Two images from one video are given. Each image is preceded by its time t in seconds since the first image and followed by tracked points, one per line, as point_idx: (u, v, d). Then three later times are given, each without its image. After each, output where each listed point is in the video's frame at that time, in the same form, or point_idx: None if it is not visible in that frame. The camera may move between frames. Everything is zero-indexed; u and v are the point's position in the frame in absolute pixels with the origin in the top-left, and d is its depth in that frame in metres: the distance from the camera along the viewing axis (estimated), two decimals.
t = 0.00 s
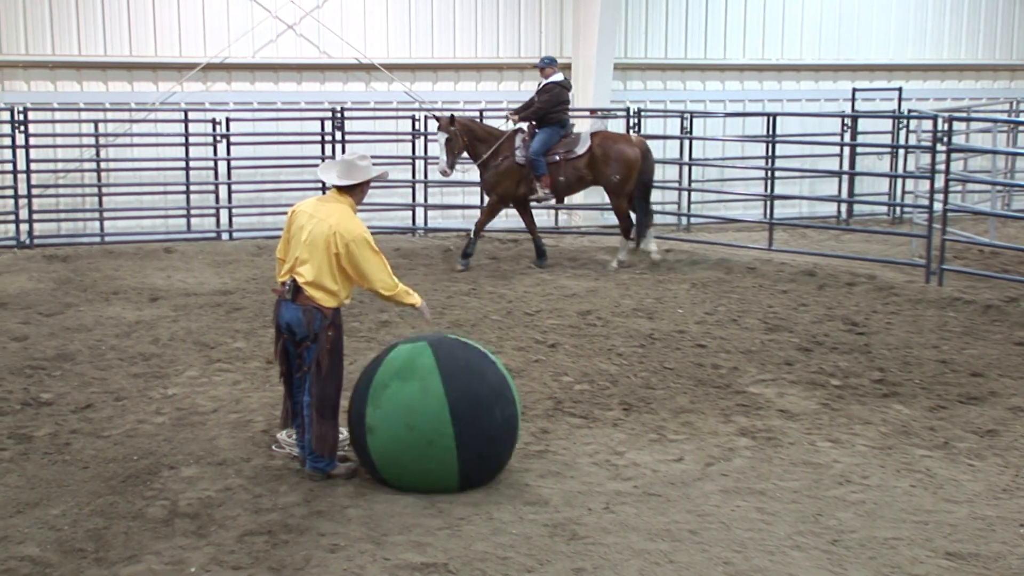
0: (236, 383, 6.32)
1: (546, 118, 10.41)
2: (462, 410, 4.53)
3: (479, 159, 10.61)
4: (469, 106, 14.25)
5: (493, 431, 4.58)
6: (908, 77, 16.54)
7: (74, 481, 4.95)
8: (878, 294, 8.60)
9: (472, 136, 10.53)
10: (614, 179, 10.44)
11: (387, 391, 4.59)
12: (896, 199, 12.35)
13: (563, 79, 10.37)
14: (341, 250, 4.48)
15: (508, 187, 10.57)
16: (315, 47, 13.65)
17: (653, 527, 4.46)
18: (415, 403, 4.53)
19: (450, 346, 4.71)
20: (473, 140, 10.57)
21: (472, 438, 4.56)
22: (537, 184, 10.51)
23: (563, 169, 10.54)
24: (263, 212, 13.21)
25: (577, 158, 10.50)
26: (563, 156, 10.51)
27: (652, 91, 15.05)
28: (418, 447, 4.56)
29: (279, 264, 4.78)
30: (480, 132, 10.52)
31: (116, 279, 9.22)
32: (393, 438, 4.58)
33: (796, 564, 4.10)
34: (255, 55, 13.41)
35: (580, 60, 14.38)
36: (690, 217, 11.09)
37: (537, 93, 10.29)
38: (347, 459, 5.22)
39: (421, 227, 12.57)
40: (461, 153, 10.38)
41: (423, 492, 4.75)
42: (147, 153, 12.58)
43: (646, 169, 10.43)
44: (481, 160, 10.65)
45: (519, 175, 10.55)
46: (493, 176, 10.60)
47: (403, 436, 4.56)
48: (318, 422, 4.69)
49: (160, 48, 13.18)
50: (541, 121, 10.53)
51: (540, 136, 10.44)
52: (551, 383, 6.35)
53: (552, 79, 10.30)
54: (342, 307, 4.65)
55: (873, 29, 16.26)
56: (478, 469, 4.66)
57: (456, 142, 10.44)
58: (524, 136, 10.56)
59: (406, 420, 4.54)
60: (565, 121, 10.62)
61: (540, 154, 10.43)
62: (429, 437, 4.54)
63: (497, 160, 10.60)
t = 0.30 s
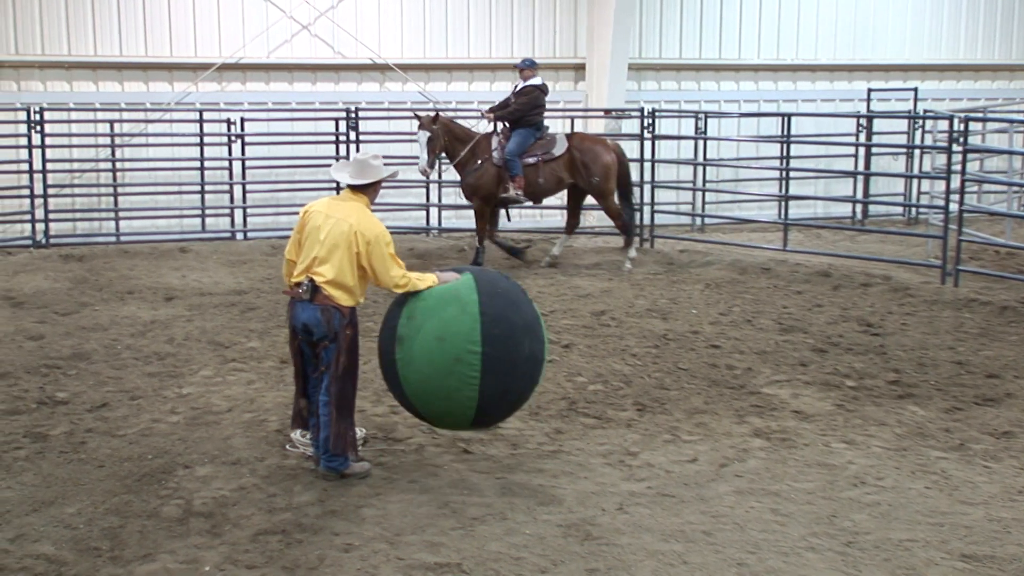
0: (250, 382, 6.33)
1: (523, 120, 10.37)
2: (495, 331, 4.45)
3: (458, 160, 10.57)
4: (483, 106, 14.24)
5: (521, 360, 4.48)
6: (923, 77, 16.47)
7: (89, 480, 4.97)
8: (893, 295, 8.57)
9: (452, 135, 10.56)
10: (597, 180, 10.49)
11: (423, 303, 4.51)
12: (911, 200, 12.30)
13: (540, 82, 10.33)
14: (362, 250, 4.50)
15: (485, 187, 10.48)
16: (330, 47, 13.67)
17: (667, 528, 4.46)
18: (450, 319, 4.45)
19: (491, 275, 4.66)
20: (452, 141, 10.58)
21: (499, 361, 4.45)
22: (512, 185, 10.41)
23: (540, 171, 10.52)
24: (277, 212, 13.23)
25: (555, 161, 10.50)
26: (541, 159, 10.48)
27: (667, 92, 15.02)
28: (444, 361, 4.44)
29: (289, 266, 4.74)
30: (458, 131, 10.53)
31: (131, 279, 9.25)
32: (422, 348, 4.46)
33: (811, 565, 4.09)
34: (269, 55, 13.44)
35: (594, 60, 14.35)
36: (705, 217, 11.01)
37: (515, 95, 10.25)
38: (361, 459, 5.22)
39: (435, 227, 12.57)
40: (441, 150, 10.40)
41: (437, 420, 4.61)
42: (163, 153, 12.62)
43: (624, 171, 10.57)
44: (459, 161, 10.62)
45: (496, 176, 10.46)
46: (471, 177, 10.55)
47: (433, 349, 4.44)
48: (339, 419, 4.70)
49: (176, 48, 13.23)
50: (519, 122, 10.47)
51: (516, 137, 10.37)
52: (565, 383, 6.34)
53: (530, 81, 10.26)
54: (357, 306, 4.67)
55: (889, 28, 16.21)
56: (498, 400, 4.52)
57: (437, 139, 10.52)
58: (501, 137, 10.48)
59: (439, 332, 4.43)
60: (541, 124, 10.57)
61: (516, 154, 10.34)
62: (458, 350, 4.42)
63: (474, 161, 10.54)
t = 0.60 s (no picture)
0: (267, 382, 6.35)
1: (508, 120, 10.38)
2: (495, 342, 4.65)
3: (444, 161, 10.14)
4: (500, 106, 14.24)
5: (523, 369, 4.63)
6: (942, 78, 16.41)
7: (108, 479, 4.99)
8: (910, 296, 8.53)
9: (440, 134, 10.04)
10: (577, 180, 10.67)
11: (425, 332, 4.77)
12: (929, 200, 12.24)
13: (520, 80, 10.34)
14: (386, 244, 4.59)
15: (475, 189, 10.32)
16: (347, 47, 13.70)
17: (683, 529, 4.45)
18: (448, 340, 4.68)
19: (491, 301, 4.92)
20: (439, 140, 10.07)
21: (501, 371, 4.63)
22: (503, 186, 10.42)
23: (524, 172, 10.61)
24: (294, 212, 13.24)
25: (539, 161, 10.63)
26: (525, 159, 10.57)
27: (684, 92, 14.99)
28: (449, 381, 4.63)
29: (304, 268, 4.74)
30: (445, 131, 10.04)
31: (149, 278, 9.28)
32: (427, 374, 4.68)
33: (828, 567, 4.07)
34: (287, 56, 13.48)
35: (611, 61, 14.34)
36: (723, 218, 10.92)
37: (499, 95, 10.21)
38: (377, 458, 5.23)
39: (451, 228, 12.57)
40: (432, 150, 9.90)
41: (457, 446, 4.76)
42: (181, 154, 12.67)
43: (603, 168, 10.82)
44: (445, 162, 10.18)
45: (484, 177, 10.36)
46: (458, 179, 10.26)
47: (436, 372, 4.66)
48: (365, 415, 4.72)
49: (194, 49, 13.28)
50: (501, 122, 10.44)
51: (504, 137, 10.35)
52: (582, 384, 6.34)
53: (512, 80, 10.23)
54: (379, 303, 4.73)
55: (907, 29, 16.16)
56: (511, 412, 4.65)
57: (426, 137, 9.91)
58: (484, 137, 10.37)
59: (439, 354, 4.67)
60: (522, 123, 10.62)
61: (507, 156, 10.31)
62: (461, 367, 4.62)
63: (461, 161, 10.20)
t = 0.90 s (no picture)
0: (285, 382, 6.37)
1: (495, 121, 10.25)
2: (496, 283, 4.64)
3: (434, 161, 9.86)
4: (518, 107, 14.20)
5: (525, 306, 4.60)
6: (961, 78, 16.34)
7: (126, 478, 5.01)
8: (929, 298, 8.50)
9: (431, 134, 9.76)
10: (555, 183, 10.80)
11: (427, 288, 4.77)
12: (949, 202, 12.18)
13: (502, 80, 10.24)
14: (407, 240, 4.64)
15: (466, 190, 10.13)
16: (365, 48, 13.73)
17: (700, 530, 4.44)
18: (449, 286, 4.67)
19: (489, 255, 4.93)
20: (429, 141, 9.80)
21: (504, 310, 4.59)
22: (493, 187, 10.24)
23: (510, 175, 10.45)
24: (312, 212, 13.26)
25: (525, 163, 10.51)
26: (512, 161, 10.43)
27: (701, 93, 14.95)
28: (454, 322, 4.59)
29: (322, 267, 4.75)
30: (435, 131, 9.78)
31: (167, 278, 9.31)
32: (430, 324, 4.64)
33: (846, 570, 4.06)
34: (305, 56, 13.52)
35: (629, 62, 14.33)
36: (740, 219, 10.87)
37: (485, 96, 10.08)
38: (393, 458, 5.24)
39: (468, 228, 12.57)
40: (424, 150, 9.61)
41: (465, 393, 4.67)
42: (199, 154, 12.71)
43: (578, 170, 11.02)
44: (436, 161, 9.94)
45: (474, 177, 10.15)
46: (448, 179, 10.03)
47: (438, 316, 4.63)
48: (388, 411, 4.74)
49: (212, 50, 13.34)
50: (486, 122, 10.30)
51: (492, 137, 10.19)
52: (599, 385, 6.33)
53: (494, 79, 10.11)
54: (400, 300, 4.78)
55: (926, 29, 16.10)
56: (516, 349, 4.59)
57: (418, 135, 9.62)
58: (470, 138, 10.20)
59: (440, 298, 4.65)
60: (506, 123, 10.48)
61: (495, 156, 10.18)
62: (461, 306, 4.59)
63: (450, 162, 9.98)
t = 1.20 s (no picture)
0: (309, 381, 6.39)
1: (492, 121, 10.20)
2: (510, 295, 4.87)
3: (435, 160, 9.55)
4: (542, 107, 14.14)
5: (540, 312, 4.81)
6: (990, 79, 16.24)
7: (152, 476, 5.04)
8: (957, 300, 8.44)
9: (433, 132, 9.47)
10: (551, 181, 10.87)
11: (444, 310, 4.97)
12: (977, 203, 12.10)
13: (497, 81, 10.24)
14: (429, 236, 4.67)
15: (461, 189, 10.00)
16: (390, 48, 13.77)
17: (725, 532, 4.43)
18: (467, 306, 4.87)
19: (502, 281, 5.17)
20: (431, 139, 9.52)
21: (520, 315, 4.79)
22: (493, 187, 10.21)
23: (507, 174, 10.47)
24: (337, 212, 13.30)
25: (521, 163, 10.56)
26: (508, 161, 10.44)
27: (727, 93, 14.89)
28: (474, 331, 4.78)
29: (345, 268, 4.77)
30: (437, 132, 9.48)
31: (193, 277, 9.36)
32: (452, 338, 4.82)
33: (872, 573, 4.03)
34: (330, 57, 13.57)
35: (654, 62, 14.32)
36: (766, 220, 10.79)
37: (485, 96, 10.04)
38: (417, 458, 5.24)
39: (492, 228, 12.57)
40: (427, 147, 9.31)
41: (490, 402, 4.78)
42: (225, 154, 12.78)
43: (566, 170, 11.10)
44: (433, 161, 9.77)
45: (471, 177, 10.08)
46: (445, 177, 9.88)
47: (457, 329, 4.82)
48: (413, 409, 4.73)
49: (239, 50, 13.43)
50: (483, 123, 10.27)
51: (492, 137, 10.16)
52: (623, 386, 6.32)
53: (491, 81, 10.09)
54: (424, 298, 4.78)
55: (953, 30, 16.04)
56: (535, 350, 4.75)
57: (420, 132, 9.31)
58: (467, 137, 10.14)
59: (458, 311, 4.87)
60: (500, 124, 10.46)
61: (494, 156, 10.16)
62: (480, 317, 4.79)
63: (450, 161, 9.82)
